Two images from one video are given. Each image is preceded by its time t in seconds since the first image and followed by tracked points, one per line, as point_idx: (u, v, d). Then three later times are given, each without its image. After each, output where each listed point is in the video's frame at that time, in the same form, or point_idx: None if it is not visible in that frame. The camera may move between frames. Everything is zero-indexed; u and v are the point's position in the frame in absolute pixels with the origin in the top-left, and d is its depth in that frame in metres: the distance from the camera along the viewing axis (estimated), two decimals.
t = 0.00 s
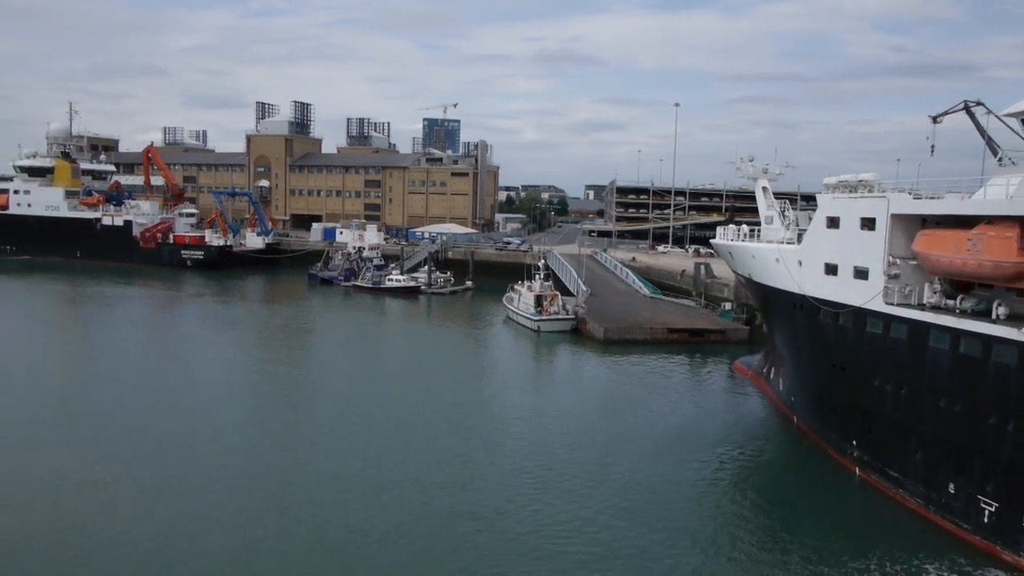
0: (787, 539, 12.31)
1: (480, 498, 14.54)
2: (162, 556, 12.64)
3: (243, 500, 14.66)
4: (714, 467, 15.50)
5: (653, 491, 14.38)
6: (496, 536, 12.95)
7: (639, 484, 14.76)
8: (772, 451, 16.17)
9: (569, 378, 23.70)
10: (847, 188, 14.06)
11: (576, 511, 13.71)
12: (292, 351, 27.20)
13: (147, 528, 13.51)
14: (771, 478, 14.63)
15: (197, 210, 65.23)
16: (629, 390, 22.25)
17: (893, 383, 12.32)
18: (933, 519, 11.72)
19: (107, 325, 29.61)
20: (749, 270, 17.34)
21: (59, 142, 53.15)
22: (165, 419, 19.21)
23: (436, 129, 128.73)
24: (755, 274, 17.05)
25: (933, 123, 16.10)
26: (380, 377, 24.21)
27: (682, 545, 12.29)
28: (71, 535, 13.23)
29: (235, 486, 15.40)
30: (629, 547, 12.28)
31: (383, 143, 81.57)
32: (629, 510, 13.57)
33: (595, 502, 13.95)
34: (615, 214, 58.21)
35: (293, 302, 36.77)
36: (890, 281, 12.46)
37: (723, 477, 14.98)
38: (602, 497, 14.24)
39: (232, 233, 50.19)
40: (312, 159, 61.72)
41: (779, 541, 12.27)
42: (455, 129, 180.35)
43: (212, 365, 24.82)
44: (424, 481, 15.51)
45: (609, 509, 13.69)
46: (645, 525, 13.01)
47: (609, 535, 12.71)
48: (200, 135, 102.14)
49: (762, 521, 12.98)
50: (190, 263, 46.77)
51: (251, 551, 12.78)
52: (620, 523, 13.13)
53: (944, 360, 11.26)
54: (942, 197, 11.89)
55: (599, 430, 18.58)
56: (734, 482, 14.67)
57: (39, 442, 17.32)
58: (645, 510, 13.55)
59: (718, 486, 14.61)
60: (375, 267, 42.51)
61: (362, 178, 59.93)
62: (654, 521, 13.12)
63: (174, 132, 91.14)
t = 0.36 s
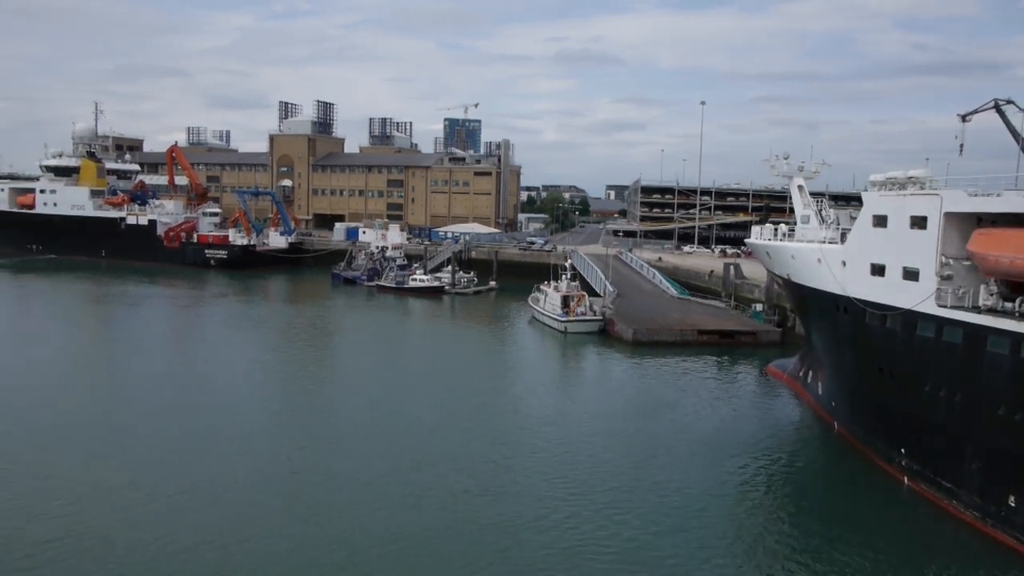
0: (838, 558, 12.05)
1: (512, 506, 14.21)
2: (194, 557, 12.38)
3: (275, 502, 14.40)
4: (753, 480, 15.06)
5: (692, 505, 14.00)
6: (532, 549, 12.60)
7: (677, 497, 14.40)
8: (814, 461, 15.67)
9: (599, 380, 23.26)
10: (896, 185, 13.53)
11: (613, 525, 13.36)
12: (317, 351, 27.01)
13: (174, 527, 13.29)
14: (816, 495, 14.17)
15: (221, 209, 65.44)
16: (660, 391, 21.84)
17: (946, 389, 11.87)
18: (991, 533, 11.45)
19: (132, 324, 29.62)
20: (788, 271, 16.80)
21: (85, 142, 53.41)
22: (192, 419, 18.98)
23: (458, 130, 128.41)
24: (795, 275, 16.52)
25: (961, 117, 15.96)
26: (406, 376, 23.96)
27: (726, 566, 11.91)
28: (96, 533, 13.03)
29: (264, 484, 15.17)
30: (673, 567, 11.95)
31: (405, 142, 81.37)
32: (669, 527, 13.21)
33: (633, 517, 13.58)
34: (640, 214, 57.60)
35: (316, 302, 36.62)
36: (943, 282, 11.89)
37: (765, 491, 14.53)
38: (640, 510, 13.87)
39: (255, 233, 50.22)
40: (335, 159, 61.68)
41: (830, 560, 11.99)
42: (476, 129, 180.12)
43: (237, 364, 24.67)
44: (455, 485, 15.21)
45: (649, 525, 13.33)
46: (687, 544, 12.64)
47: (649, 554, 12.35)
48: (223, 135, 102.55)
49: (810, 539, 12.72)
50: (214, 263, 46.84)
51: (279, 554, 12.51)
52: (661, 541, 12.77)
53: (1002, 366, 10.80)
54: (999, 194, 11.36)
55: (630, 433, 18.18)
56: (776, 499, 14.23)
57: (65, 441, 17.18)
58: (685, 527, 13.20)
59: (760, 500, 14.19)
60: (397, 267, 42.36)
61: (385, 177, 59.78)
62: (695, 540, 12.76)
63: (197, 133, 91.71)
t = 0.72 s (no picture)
0: None
1: (546, 513, 13.75)
2: (226, 557, 12.10)
3: (305, 501, 14.08)
4: (796, 489, 14.51)
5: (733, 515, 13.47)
6: (569, 559, 12.15)
7: (716, 506, 13.88)
8: (858, 469, 15.10)
9: (629, 382, 22.73)
10: (945, 182, 12.96)
11: (654, 535, 12.88)
12: (342, 351, 26.70)
13: (201, 529, 12.99)
14: (864, 505, 13.67)
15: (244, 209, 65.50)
16: (693, 395, 21.30)
17: (1006, 397, 11.29)
18: None
19: (156, 323, 29.49)
20: (829, 271, 16.24)
21: (110, 141, 53.59)
22: (218, 419, 18.71)
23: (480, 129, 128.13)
24: (836, 276, 15.95)
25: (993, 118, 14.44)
26: (432, 378, 23.60)
27: None
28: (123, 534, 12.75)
29: (292, 486, 14.84)
30: None
31: (427, 141, 81.12)
32: (709, 539, 12.72)
33: (672, 528, 13.08)
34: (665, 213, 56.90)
35: (340, 301, 36.38)
36: (1000, 284, 11.33)
37: (809, 502, 13.99)
38: (679, 520, 13.36)
39: (279, 232, 50.15)
40: (358, 158, 61.54)
41: None
42: (497, 129, 179.77)
43: (261, 364, 24.42)
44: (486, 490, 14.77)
45: (689, 536, 12.83)
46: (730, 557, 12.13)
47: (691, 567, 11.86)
48: (247, 135, 103.02)
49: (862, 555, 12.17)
50: (238, 262, 46.82)
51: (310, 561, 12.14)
52: (702, 553, 12.28)
53: None
54: None
55: (664, 438, 17.67)
56: (821, 510, 13.68)
57: (89, 440, 16.95)
58: (727, 539, 12.68)
59: (804, 511, 13.64)
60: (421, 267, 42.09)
61: (408, 176, 59.54)
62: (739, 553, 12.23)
63: (221, 133, 92.13)
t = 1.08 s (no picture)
0: None
1: (580, 519, 13.35)
2: (256, 559, 11.80)
3: (335, 504, 13.76)
4: (840, 498, 13.98)
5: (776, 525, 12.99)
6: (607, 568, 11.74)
7: (759, 515, 13.39)
8: (905, 478, 14.55)
9: (661, 385, 22.23)
10: (1002, 179, 12.39)
11: (696, 546, 12.39)
12: (368, 352, 26.46)
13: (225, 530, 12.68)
14: (913, 519, 13.16)
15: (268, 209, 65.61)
16: (727, 398, 20.78)
17: None
18: None
19: (181, 323, 29.40)
20: (873, 271, 15.67)
21: (135, 141, 53.80)
22: (244, 419, 18.47)
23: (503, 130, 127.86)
24: (881, 278, 15.37)
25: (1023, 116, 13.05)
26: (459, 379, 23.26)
27: None
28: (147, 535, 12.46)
29: (319, 488, 14.52)
30: None
31: (451, 141, 80.90)
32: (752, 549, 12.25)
33: (714, 537, 12.63)
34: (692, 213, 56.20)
35: (365, 302, 36.18)
36: None
37: (856, 514, 13.45)
38: (719, 529, 12.90)
39: (303, 232, 50.06)
40: (381, 158, 61.43)
41: None
42: (519, 129, 179.48)
43: (287, 364, 24.24)
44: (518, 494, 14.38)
45: (731, 546, 12.38)
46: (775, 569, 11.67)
47: None
48: (271, 135, 103.49)
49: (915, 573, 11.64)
50: (262, 262, 46.82)
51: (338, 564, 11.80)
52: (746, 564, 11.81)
53: None
54: None
55: (699, 443, 17.18)
56: (868, 523, 13.14)
57: (114, 440, 16.75)
58: (771, 550, 12.21)
59: (850, 524, 13.13)
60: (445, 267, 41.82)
61: (431, 176, 59.32)
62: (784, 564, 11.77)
63: (245, 134, 92.65)
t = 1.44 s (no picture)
0: None
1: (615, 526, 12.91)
2: (282, 564, 11.47)
3: (362, 508, 13.40)
4: (886, 508, 13.40)
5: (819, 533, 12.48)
6: None
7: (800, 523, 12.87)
8: (954, 487, 13.93)
9: (692, 387, 21.71)
10: None
11: (735, 556, 11.90)
12: (393, 352, 26.17)
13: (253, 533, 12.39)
14: (964, 531, 12.55)
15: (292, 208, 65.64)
16: (761, 401, 20.21)
17: None
18: None
19: (206, 322, 29.29)
20: (919, 272, 15.07)
21: (161, 141, 53.97)
22: (268, 419, 18.18)
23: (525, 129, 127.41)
24: (928, 278, 14.77)
25: None
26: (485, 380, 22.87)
27: None
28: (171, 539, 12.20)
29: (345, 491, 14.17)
30: None
31: (474, 140, 80.55)
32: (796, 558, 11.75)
33: (754, 546, 12.14)
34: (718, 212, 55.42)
35: (390, 301, 35.92)
36: None
37: (902, 523, 12.87)
38: (760, 538, 12.39)
39: (326, 231, 49.93)
40: (405, 157, 61.23)
41: None
42: (542, 129, 178.91)
43: (312, 363, 24.01)
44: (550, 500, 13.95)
45: (772, 555, 11.88)
46: None
47: None
48: (295, 136, 103.83)
49: None
50: (286, 261, 46.75)
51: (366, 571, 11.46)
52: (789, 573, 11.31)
53: None
54: None
55: (734, 447, 16.66)
56: (916, 534, 12.56)
57: (138, 440, 16.55)
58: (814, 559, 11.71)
59: (896, 534, 12.55)
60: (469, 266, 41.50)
61: (455, 175, 59.02)
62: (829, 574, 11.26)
63: (268, 133, 92.94)
